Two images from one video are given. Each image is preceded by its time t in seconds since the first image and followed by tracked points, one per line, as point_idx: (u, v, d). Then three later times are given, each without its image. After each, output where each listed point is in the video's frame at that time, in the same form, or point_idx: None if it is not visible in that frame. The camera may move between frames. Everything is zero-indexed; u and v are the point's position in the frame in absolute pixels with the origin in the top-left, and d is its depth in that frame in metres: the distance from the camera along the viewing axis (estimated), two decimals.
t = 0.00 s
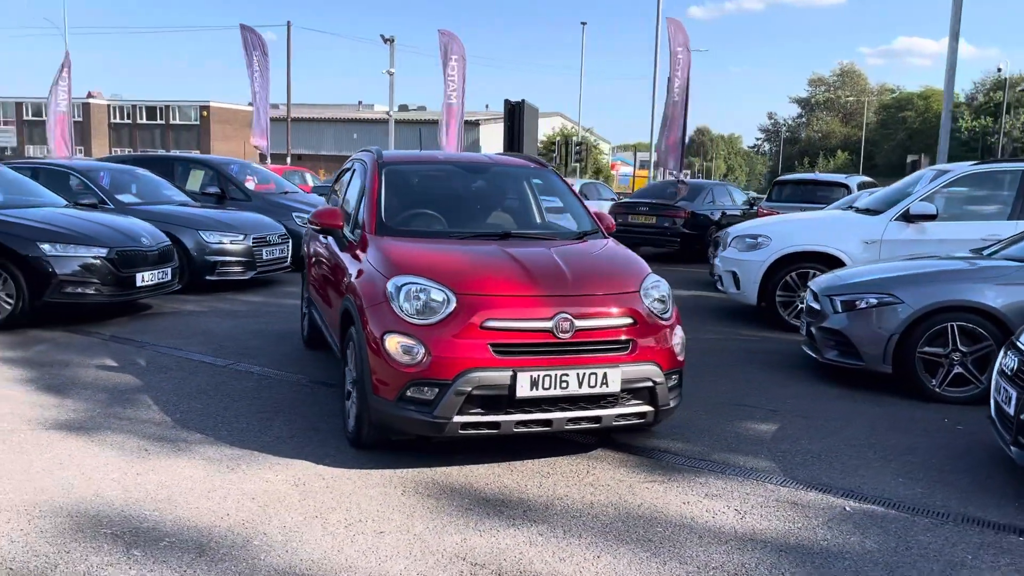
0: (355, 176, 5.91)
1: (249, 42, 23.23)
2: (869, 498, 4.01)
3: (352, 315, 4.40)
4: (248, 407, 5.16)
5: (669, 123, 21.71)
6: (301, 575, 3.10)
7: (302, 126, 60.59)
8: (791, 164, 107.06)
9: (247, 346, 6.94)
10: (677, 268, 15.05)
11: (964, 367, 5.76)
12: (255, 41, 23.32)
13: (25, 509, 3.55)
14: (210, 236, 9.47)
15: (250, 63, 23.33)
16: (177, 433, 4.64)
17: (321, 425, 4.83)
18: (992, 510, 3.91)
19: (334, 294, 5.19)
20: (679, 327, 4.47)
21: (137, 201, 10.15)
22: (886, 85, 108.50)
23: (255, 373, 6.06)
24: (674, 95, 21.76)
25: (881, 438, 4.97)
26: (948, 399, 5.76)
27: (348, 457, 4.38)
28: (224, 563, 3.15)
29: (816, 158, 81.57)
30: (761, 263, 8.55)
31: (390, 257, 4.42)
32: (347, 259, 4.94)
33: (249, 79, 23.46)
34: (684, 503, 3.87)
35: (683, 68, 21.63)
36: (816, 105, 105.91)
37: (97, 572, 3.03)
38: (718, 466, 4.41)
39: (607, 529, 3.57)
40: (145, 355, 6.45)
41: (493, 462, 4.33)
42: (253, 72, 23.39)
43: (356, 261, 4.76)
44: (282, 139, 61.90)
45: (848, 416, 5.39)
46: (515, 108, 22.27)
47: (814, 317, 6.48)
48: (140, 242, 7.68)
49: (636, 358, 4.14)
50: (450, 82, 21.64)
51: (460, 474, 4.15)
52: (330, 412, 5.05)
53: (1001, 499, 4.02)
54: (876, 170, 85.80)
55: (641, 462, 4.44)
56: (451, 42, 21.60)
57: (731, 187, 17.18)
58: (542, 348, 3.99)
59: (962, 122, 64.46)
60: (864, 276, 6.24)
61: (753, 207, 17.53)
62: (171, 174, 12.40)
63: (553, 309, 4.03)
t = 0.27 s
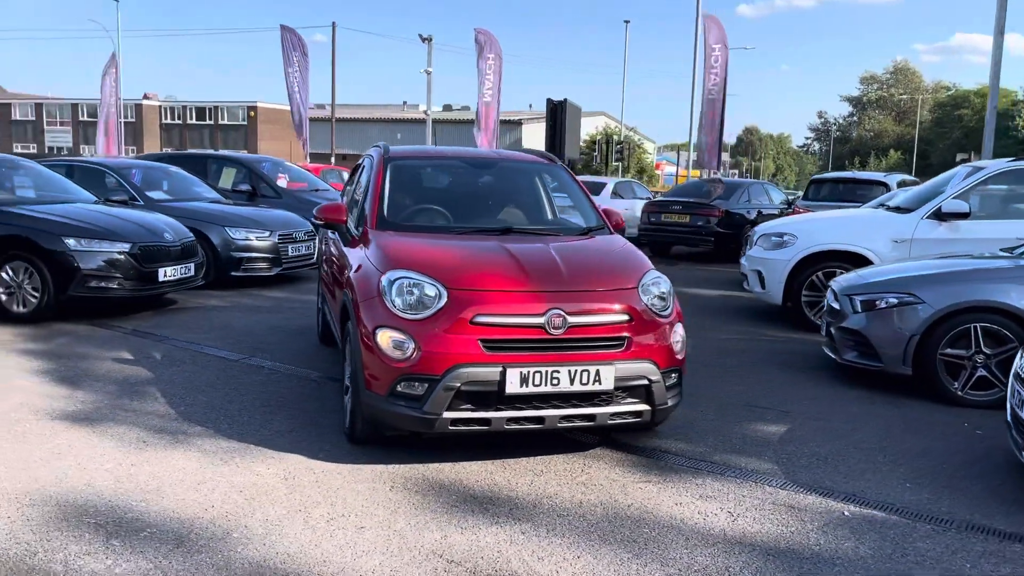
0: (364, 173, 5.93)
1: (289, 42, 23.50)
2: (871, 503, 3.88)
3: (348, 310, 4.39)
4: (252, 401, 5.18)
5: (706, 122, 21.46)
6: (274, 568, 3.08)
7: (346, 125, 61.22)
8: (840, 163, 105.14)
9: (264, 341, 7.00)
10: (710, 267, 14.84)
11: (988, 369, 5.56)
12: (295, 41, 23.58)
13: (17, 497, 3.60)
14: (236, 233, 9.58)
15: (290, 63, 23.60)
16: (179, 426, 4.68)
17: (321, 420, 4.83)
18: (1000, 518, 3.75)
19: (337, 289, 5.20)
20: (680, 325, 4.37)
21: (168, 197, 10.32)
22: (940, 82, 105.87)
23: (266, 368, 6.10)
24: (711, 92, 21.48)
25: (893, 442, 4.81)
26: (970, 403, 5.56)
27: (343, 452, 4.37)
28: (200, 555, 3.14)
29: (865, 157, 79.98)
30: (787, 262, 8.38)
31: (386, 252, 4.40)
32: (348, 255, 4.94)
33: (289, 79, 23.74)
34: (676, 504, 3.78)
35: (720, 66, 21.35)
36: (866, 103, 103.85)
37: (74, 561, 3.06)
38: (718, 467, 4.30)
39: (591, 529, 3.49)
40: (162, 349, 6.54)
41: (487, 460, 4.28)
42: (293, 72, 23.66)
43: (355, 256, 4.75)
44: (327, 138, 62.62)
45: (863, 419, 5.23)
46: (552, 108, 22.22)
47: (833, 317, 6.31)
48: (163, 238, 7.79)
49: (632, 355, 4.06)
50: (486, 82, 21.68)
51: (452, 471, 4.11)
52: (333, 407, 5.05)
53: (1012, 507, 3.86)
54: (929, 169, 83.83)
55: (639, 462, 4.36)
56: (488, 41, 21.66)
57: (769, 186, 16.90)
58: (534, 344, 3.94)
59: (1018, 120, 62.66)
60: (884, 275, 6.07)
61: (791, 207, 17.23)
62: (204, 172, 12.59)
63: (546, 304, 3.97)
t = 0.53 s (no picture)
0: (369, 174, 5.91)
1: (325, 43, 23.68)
2: (869, 516, 3.73)
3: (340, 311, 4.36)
4: (253, 401, 5.19)
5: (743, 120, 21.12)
6: (242, 572, 3.05)
7: (388, 126, 61.65)
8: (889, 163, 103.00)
9: (276, 340, 7.02)
10: (742, 269, 14.59)
11: (1009, 378, 5.33)
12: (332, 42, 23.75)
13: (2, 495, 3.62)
14: (259, 232, 9.65)
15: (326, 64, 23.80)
16: (175, 425, 4.70)
17: (317, 421, 4.81)
18: (1005, 534, 3.58)
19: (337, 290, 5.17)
20: (676, 328, 4.26)
21: (194, 197, 10.44)
22: (993, 79, 103.14)
23: (273, 368, 6.11)
24: (748, 91, 21.13)
25: (903, 452, 4.63)
26: (991, 412, 5.34)
27: (333, 454, 4.33)
28: (170, 557, 3.13)
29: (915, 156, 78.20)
30: (810, 264, 8.17)
31: (378, 253, 4.35)
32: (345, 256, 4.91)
33: (326, 80, 23.93)
34: (663, 514, 3.68)
35: (757, 64, 21.02)
36: (917, 101, 101.57)
37: (45, 561, 3.06)
38: (714, 476, 4.18)
39: (571, 539, 3.41)
40: (174, 348, 6.60)
41: (476, 465, 4.22)
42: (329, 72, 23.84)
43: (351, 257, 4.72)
44: (369, 139, 63.15)
45: (875, 428, 5.06)
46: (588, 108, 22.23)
47: (851, 322, 6.12)
48: (183, 237, 7.87)
49: (622, 360, 3.96)
50: (520, 81, 21.64)
51: (438, 475, 4.05)
52: (330, 408, 5.02)
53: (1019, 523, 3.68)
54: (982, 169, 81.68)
55: (632, 470, 4.25)
56: (523, 41, 21.62)
57: (805, 186, 16.57)
58: (521, 347, 3.86)
59: None
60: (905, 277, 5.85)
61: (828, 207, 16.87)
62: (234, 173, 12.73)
63: (534, 307, 3.89)
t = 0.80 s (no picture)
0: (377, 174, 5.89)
1: (361, 44, 23.85)
2: (868, 529, 3.60)
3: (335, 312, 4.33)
4: (257, 401, 5.20)
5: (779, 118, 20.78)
6: (216, 575, 3.04)
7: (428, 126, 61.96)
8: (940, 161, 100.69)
9: (291, 340, 7.05)
10: (776, 270, 14.33)
11: None
12: (367, 43, 23.92)
13: None
14: (283, 232, 9.72)
15: (362, 65, 23.97)
16: (177, 425, 4.73)
17: (317, 423, 4.80)
18: (1012, 550, 3.43)
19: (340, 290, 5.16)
20: (675, 332, 4.16)
21: (222, 197, 10.56)
22: None
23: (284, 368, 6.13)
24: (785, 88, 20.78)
25: (915, 461, 4.47)
26: (1013, 421, 5.14)
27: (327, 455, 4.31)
28: (147, 558, 3.13)
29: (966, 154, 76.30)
30: (835, 266, 7.97)
31: (374, 254, 4.32)
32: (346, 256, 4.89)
33: (361, 81, 24.11)
34: (653, 522, 3.59)
35: (794, 61, 20.68)
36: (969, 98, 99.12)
37: (25, 560, 3.08)
38: (712, 484, 4.07)
39: (554, 546, 3.34)
40: (189, 347, 6.66)
41: (470, 469, 4.16)
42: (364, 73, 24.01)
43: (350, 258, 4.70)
44: (409, 139, 63.55)
45: (889, 436, 4.89)
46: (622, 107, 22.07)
47: (870, 325, 5.94)
48: (203, 237, 7.95)
49: (616, 364, 3.88)
50: (553, 80, 21.56)
51: (430, 479, 4.00)
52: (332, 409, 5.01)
53: None
54: None
55: (629, 476, 4.16)
56: (556, 40, 21.53)
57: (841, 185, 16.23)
58: (510, 351, 3.80)
59: None
60: (926, 280, 5.67)
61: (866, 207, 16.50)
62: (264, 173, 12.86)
63: (525, 309, 3.82)
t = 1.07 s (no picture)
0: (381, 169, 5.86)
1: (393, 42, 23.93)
2: (864, 533, 3.46)
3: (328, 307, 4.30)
4: (257, 396, 5.19)
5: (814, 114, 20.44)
6: (187, 569, 3.02)
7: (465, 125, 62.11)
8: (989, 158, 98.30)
9: (303, 336, 7.06)
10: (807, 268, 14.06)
11: None
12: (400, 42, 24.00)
13: None
14: (304, 229, 9.77)
15: (394, 63, 24.07)
16: (175, 418, 4.74)
17: (314, 418, 4.77)
18: (1015, 558, 3.27)
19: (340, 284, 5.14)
20: (670, 327, 4.06)
21: (245, 194, 10.66)
22: None
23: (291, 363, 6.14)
24: (820, 83, 20.43)
25: (924, 463, 4.31)
26: None
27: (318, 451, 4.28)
28: (121, 551, 3.12)
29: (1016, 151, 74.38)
30: (858, 263, 7.76)
31: (365, 248, 4.28)
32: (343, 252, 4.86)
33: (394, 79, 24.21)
34: (639, 523, 3.49)
35: (830, 55, 20.33)
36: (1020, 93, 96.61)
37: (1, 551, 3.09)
38: (707, 484, 3.96)
39: (533, 546, 3.27)
40: (201, 342, 6.70)
41: (460, 466, 4.10)
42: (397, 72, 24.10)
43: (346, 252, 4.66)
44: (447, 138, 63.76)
45: (900, 438, 4.72)
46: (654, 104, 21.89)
47: (888, 323, 5.75)
48: (220, 233, 8.00)
49: (605, 360, 3.79)
50: (585, 77, 21.43)
51: (417, 476, 3.95)
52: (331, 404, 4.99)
53: None
54: None
55: (622, 475, 4.07)
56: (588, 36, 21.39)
57: (877, 181, 15.87)
58: (497, 345, 3.73)
59: None
60: (945, 276, 5.47)
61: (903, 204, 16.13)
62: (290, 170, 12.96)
63: (512, 304, 3.74)
